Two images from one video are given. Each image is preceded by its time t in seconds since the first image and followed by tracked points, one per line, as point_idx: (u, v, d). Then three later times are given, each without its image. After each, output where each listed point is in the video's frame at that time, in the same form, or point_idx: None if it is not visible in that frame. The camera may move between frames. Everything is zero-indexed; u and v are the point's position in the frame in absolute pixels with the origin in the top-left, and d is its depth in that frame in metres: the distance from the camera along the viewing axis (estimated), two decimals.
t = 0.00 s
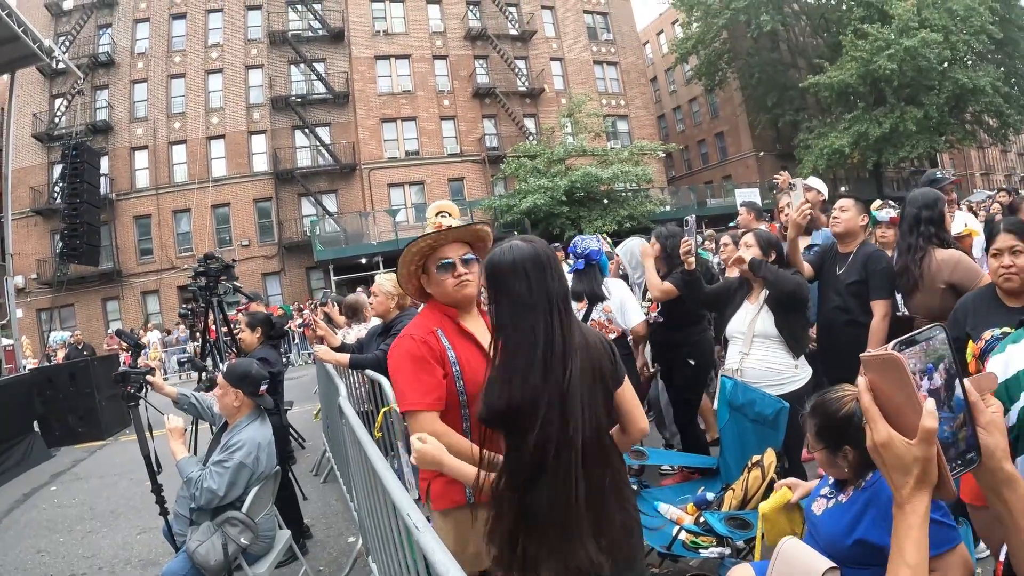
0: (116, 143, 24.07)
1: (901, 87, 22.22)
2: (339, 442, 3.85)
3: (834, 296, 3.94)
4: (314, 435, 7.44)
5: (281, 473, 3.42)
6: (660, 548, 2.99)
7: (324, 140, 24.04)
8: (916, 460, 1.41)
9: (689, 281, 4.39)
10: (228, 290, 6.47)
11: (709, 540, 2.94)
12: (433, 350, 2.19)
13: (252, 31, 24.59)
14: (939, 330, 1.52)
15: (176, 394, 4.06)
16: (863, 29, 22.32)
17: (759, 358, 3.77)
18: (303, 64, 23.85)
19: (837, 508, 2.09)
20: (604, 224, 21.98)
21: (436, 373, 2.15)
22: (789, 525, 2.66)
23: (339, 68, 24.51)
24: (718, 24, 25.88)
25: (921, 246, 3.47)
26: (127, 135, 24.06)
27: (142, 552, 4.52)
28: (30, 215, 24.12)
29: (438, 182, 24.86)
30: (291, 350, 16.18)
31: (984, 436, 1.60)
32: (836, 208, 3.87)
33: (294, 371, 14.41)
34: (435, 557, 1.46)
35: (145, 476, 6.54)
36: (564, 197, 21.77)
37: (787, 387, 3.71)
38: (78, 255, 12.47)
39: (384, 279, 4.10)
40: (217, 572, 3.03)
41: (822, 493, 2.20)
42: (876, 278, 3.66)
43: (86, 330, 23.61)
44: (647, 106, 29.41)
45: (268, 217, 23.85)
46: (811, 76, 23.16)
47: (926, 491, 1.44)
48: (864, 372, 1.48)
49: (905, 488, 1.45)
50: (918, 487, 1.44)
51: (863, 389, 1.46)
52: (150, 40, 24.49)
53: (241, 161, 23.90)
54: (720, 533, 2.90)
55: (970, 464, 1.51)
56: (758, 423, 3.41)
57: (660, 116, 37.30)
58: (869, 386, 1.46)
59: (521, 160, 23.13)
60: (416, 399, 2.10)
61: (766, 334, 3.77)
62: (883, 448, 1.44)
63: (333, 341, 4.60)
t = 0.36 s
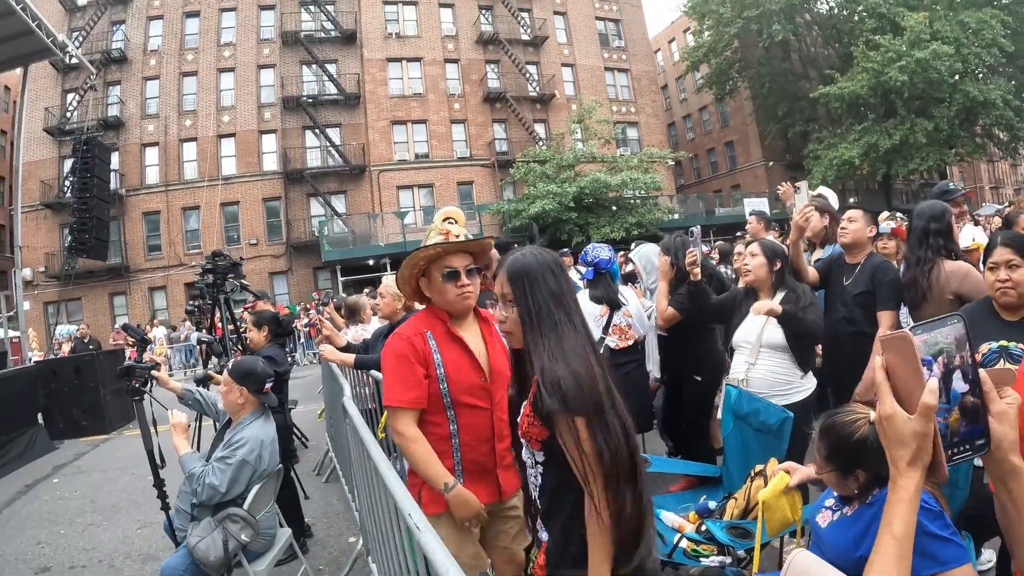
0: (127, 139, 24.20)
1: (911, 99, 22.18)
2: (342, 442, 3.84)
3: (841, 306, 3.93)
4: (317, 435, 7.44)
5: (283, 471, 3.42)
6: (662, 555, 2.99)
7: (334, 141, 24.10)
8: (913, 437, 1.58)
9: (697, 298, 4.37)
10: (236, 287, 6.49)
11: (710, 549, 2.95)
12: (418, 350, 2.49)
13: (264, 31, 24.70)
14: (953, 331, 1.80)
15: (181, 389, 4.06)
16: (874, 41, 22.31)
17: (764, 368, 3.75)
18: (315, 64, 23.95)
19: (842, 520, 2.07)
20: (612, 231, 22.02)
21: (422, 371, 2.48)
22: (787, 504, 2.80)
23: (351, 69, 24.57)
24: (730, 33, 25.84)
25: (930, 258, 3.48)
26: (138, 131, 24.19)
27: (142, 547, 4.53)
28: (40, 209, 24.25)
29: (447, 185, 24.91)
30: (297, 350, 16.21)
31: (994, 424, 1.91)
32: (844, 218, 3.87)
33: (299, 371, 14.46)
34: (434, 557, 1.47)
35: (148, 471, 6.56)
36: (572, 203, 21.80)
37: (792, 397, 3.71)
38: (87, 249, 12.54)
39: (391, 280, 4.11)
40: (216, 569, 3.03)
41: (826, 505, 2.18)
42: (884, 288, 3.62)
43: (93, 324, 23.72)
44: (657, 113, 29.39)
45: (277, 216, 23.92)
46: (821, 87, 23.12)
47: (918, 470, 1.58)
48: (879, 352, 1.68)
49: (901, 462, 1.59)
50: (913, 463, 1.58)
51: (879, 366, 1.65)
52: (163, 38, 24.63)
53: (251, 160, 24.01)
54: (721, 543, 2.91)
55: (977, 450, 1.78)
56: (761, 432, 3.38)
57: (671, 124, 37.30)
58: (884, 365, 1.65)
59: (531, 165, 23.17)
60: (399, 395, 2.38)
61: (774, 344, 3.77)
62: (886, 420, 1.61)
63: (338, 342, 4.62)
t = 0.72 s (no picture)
0: (163, 132, 24.63)
1: (947, 115, 21.84)
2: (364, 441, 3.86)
3: (867, 327, 3.94)
4: (339, 431, 7.51)
5: (304, 467, 3.47)
6: (675, 570, 2.95)
7: (368, 141, 24.33)
8: (929, 458, 1.51)
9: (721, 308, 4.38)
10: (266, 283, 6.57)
11: (724, 565, 2.93)
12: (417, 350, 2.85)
13: (302, 30, 25.05)
14: (968, 344, 1.73)
15: (207, 382, 4.12)
16: (912, 55, 21.95)
17: (789, 389, 3.73)
18: (351, 64, 24.20)
19: (857, 546, 2.04)
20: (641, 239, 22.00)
21: (416, 369, 2.80)
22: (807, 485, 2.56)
23: (386, 70, 24.80)
24: (766, 43, 25.65)
25: (958, 281, 3.40)
26: (174, 125, 24.61)
27: (161, 534, 4.60)
28: (75, 198, 24.70)
29: (479, 188, 25.00)
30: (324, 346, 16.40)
31: (1011, 443, 1.91)
32: (873, 237, 3.90)
33: (325, 368, 14.61)
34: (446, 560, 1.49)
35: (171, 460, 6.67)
36: (603, 211, 21.79)
37: (813, 419, 3.70)
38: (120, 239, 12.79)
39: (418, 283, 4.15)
40: (234, 561, 3.09)
41: (845, 527, 2.14)
42: (912, 310, 3.63)
43: (123, 312, 24.08)
44: (691, 122, 29.20)
45: (309, 213, 24.26)
46: (856, 99, 22.76)
47: (923, 492, 1.52)
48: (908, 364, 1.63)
49: (909, 481, 1.53)
50: (922, 484, 1.52)
51: (899, 378, 1.59)
52: (201, 34, 25.07)
53: (284, 157, 24.36)
54: (735, 560, 2.88)
55: (989, 463, 1.71)
56: (782, 451, 3.32)
57: (705, 134, 37.05)
58: (908, 380, 1.60)
59: (563, 171, 23.21)
60: (403, 384, 2.79)
61: (801, 365, 3.72)
62: (905, 439, 1.54)
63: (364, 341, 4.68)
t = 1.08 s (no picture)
0: (211, 129, 25.20)
1: (999, 126, 21.25)
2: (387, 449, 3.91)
3: (899, 355, 3.90)
4: (370, 432, 7.61)
5: (326, 473, 3.54)
6: None
7: (412, 141, 24.59)
8: (928, 537, 1.56)
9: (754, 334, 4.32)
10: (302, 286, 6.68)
11: None
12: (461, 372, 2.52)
13: (349, 31, 25.41)
14: (983, 412, 1.70)
15: (238, 385, 4.20)
16: (962, 64, 21.37)
17: (815, 420, 3.57)
18: (397, 65, 24.42)
19: None
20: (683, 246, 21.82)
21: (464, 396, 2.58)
22: (814, 495, 2.62)
23: (432, 72, 25.02)
24: (814, 49, 25.23)
25: (993, 315, 3.28)
26: (222, 122, 25.16)
27: (189, 526, 4.73)
28: (124, 191, 25.37)
29: (522, 191, 25.01)
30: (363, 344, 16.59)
31: None
32: (905, 265, 3.79)
33: (361, 367, 14.78)
34: None
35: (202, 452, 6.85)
36: (646, 217, 21.67)
37: (839, 452, 3.52)
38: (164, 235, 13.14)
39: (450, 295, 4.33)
40: (254, 561, 3.18)
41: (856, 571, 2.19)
42: (943, 338, 3.60)
43: (167, 304, 24.58)
44: (735, 129, 28.85)
45: (352, 211, 24.56)
46: (905, 109, 22.22)
47: (925, 569, 1.55)
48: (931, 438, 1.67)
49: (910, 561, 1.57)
50: (922, 561, 1.55)
51: (919, 455, 1.64)
52: (249, 33, 25.59)
53: (329, 156, 24.76)
54: None
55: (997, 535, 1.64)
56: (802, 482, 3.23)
57: (750, 140, 36.41)
58: (928, 459, 1.64)
59: (606, 176, 23.15)
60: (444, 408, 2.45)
61: (829, 397, 3.56)
62: (912, 514, 1.59)
63: (393, 350, 4.74)
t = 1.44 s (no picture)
0: (209, 116, 25.12)
1: (999, 126, 21.24)
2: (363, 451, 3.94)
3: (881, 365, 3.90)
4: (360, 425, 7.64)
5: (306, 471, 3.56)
6: None
7: (411, 131, 24.53)
8: None
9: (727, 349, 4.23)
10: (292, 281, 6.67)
11: None
12: (470, 385, 2.56)
13: (348, 19, 25.28)
14: (931, 474, 1.70)
15: (220, 383, 4.21)
16: (965, 63, 21.33)
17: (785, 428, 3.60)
18: (397, 54, 24.33)
19: None
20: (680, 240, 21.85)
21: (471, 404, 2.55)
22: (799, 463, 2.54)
23: (431, 61, 24.94)
24: (816, 44, 25.14)
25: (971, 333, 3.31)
26: (220, 110, 25.08)
27: (177, 518, 4.75)
28: (121, 178, 25.29)
29: (520, 182, 24.98)
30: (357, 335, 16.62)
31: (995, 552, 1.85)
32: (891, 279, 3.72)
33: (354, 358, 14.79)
34: None
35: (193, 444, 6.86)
36: (643, 211, 21.63)
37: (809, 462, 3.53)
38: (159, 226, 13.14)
39: (432, 296, 4.33)
40: (234, 558, 3.21)
41: None
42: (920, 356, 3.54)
43: (163, 291, 24.59)
44: (736, 123, 28.81)
45: (350, 200, 24.52)
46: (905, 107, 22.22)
47: None
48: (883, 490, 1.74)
49: None
50: None
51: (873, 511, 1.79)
52: (249, 21, 25.49)
53: (327, 145, 24.73)
54: None
55: None
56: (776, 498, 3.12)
57: (750, 134, 36.21)
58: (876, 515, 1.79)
59: (604, 169, 23.10)
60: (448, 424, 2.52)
61: (798, 404, 3.59)
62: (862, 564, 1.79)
63: (377, 349, 4.80)
